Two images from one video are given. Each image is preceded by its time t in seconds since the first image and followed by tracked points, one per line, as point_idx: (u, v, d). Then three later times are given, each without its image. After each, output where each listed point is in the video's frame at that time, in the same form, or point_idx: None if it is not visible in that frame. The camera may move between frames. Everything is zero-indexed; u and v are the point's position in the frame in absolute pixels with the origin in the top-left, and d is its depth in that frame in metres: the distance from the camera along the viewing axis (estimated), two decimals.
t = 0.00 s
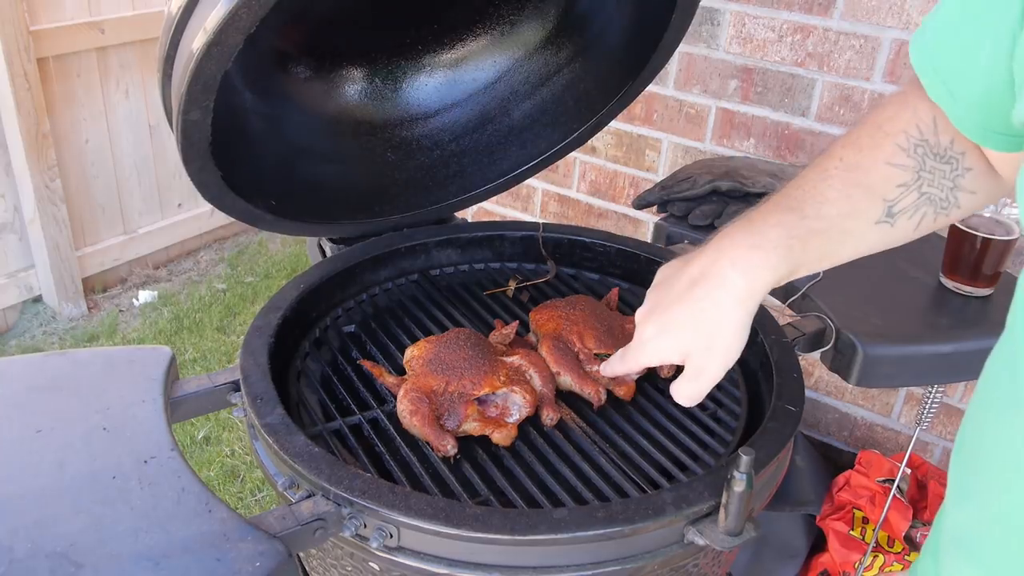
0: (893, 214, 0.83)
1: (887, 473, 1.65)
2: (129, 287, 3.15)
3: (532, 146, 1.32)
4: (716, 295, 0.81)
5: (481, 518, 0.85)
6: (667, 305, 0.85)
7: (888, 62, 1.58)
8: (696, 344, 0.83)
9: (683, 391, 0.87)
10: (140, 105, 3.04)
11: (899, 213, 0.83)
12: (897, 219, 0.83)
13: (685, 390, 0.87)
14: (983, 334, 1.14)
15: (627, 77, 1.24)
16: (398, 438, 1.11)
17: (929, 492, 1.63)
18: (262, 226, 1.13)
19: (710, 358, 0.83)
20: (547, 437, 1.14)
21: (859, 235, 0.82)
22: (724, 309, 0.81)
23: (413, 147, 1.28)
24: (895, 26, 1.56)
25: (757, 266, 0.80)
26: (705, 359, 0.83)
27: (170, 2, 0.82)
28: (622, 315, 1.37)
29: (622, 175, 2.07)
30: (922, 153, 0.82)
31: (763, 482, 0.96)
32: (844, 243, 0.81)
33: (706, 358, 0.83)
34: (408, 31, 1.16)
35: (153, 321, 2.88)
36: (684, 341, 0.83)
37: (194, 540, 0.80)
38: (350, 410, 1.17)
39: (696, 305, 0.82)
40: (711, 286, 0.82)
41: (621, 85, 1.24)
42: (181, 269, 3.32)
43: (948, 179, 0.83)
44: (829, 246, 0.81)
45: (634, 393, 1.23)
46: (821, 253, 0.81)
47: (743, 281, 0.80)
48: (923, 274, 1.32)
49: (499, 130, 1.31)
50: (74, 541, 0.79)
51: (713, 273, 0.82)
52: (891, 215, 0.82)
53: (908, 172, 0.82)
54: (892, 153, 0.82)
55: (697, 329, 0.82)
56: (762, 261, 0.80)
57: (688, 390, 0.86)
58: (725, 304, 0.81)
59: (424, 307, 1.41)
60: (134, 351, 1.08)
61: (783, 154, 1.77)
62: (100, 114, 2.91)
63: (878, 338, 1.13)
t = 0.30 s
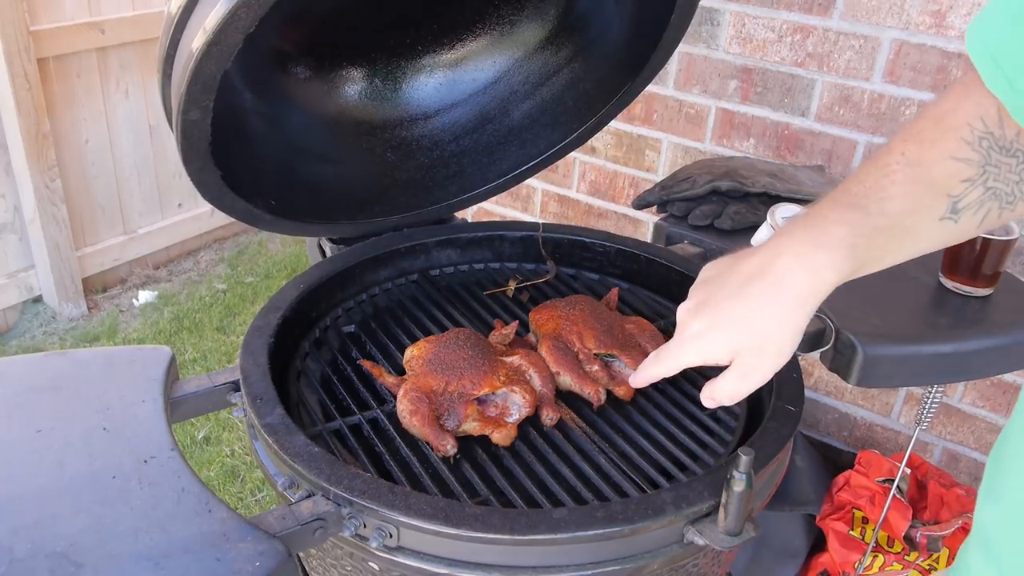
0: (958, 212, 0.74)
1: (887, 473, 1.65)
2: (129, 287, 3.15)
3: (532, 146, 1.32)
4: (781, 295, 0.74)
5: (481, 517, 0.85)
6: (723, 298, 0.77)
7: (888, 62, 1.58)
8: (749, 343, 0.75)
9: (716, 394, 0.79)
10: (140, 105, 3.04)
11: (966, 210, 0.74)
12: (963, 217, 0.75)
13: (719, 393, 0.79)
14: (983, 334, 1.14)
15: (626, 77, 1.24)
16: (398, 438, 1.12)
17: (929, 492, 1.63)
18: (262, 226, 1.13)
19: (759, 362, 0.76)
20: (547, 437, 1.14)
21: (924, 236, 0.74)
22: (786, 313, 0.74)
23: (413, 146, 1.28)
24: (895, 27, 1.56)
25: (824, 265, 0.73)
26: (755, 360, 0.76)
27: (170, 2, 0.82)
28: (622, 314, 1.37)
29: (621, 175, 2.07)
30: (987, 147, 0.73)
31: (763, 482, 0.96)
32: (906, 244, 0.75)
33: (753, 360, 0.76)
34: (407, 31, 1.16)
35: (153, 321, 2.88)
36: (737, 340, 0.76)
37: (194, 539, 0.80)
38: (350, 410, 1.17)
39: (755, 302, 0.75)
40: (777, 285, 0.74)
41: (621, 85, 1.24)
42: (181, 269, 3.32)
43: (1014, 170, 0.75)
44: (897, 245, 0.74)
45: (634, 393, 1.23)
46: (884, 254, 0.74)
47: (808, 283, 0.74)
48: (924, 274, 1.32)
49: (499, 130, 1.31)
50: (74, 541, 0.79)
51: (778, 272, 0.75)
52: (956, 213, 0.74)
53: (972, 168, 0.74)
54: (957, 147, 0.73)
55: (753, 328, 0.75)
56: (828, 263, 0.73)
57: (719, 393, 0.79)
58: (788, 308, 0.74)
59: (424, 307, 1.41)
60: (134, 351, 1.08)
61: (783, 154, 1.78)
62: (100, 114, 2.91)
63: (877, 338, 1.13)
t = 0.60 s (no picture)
0: (948, 267, 0.82)
1: (887, 473, 1.64)
2: (129, 287, 3.15)
3: (533, 146, 1.32)
4: (757, 321, 0.78)
5: (481, 517, 0.85)
6: (686, 299, 0.79)
7: (888, 62, 1.58)
8: (698, 353, 0.78)
9: (647, 390, 0.83)
10: (139, 105, 3.04)
11: (956, 265, 0.82)
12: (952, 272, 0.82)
13: (651, 391, 0.82)
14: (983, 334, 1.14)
15: (627, 78, 1.24)
16: (398, 438, 1.11)
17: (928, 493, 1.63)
18: (262, 226, 1.13)
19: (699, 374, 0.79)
20: (547, 437, 1.14)
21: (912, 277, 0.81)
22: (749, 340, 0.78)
23: (413, 147, 1.28)
24: (895, 27, 1.56)
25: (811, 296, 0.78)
26: (695, 368, 0.79)
27: (170, 2, 0.82)
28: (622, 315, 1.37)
29: (621, 175, 2.07)
30: (987, 206, 0.83)
31: (763, 482, 0.96)
32: (894, 284, 0.81)
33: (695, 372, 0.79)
34: (407, 32, 1.16)
35: (153, 321, 2.88)
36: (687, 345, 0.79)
37: (194, 539, 0.80)
38: (350, 410, 1.17)
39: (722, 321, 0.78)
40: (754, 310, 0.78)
41: (621, 85, 1.24)
42: (181, 269, 3.32)
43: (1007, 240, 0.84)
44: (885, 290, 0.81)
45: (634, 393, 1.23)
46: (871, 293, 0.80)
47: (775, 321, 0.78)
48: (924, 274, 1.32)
49: (499, 130, 1.31)
50: (74, 541, 0.79)
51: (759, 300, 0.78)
52: (947, 267, 0.82)
53: (970, 224, 0.83)
54: (958, 202, 0.83)
55: (709, 342, 0.78)
56: (810, 297, 0.78)
57: (651, 393, 0.83)
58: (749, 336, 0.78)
59: (424, 306, 1.41)
60: (134, 351, 1.08)
61: (783, 154, 1.77)
62: (100, 114, 2.91)
63: (878, 338, 1.13)
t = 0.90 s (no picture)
0: (991, 252, 0.91)
1: (887, 473, 1.64)
2: (129, 287, 3.15)
3: (533, 146, 1.32)
4: (811, 289, 0.87)
5: (481, 517, 0.85)
6: (751, 266, 0.88)
7: (888, 62, 1.58)
8: (754, 305, 0.87)
9: (712, 352, 0.88)
10: (139, 105, 3.04)
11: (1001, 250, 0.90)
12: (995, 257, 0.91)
13: (717, 352, 0.88)
14: (983, 334, 1.15)
15: (627, 78, 1.24)
16: (398, 438, 1.12)
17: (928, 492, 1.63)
18: (262, 227, 1.13)
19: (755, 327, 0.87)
20: (547, 437, 1.14)
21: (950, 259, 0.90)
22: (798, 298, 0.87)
23: (413, 147, 1.28)
24: (895, 27, 1.56)
25: (859, 267, 0.87)
26: (755, 325, 0.87)
27: (170, 2, 0.82)
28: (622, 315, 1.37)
29: (621, 175, 2.07)
30: None
31: (763, 483, 0.96)
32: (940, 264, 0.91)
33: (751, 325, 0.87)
34: (407, 32, 1.16)
35: (153, 321, 2.88)
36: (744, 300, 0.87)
37: (194, 539, 0.80)
38: (350, 410, 1.17)
39: (775, 280, 0.87)
40: (808, 274, 0.87)
41: (621, 85, 1.24)
42: (181, 269, 3.32)
43: None
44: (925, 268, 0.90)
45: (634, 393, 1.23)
46: (911, 274, 0.90)
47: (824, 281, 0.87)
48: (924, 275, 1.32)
49: (499, 130, 1.31)
50: (75, 540, 0.79)
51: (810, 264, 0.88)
52: (991, 252, 0.90)
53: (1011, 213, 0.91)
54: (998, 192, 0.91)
55: (764, 297, 0.87)
56: (857, 264, 0.88)
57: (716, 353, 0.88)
58: (799, 295, 0.87)
59: (424, 306, 1.41)
60: (134, 351, 1.08)
61: (783, 154, 1.78)
62: (100, 114, 2.91)
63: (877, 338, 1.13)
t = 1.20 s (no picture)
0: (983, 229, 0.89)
1: (887, 473, 1.64)
2: (128, 287, 3.15)
3: (533, 146, 1.32)
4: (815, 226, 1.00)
5: (481, 517, 0.85)
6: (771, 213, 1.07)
7: (888, 62, 1.58)
8: (756, 235, 1.04)
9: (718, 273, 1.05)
10: (139, 105, 3.03)
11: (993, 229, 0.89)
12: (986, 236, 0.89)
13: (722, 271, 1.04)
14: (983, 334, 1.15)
15: (627, 77, 1.24)
16: (398, 438, 1.11)
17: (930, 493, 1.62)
18: (262, 226, 1.13)
19: (753, 249, 1.03)
20: (547, 437, 1.14)
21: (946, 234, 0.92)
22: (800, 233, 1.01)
23: (413, 146, 1.28)
24: (895, 26, 1.56)
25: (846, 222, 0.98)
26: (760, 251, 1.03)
27: (170, 2, 0.81)
28: (622, 315, 1.37)
29: (621, 175, 2.07)
30: None
31: (763, 483, 0.96)
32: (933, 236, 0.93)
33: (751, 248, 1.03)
34: (407, 31, 1.16)
35: (153, 321, 2.88)
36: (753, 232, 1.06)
37: (194, 540, 0.80)
38: (350, 410, 1.17)
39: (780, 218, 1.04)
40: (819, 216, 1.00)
41: (622, 85, 1.24)
42: (181, 269, 3.32)
43: None
44: (915, 234, 0.93)
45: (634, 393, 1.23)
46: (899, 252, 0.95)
47: (826, 221, 0.99)
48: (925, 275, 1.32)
49: (499, 130, 1.31)
50: (74, 541, 0.79)
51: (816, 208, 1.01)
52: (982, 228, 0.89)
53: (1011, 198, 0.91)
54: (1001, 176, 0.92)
55: (767, 229, 1.04)
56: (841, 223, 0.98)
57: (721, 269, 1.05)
58: (798, 228, 1.01)
59: (424, 306, 1.41)
60: (134, 351, 1.08)
61: (783, 154, 1.77)
62: (99, 113, 2.91)
63: (877, 337, 1.13)
